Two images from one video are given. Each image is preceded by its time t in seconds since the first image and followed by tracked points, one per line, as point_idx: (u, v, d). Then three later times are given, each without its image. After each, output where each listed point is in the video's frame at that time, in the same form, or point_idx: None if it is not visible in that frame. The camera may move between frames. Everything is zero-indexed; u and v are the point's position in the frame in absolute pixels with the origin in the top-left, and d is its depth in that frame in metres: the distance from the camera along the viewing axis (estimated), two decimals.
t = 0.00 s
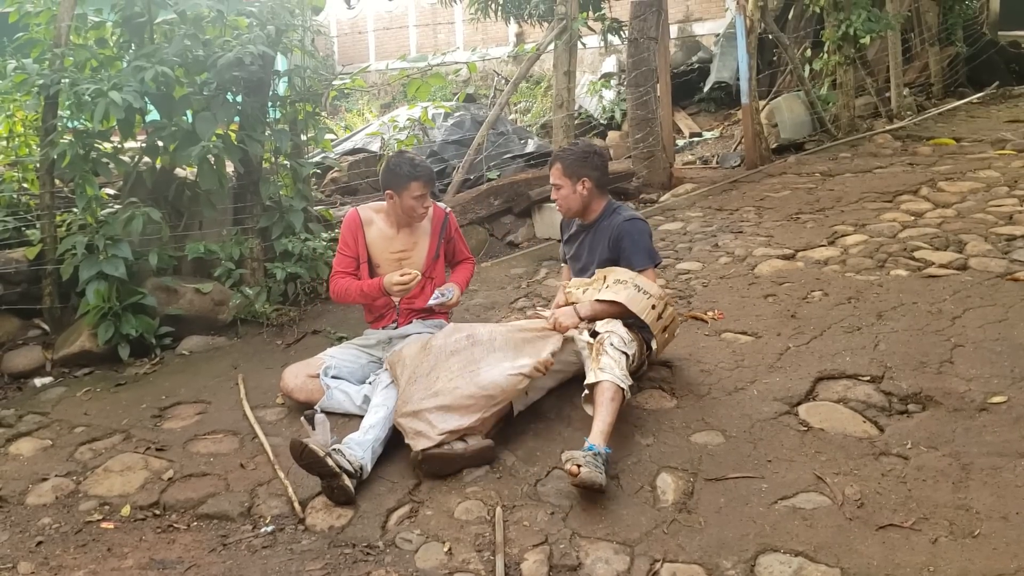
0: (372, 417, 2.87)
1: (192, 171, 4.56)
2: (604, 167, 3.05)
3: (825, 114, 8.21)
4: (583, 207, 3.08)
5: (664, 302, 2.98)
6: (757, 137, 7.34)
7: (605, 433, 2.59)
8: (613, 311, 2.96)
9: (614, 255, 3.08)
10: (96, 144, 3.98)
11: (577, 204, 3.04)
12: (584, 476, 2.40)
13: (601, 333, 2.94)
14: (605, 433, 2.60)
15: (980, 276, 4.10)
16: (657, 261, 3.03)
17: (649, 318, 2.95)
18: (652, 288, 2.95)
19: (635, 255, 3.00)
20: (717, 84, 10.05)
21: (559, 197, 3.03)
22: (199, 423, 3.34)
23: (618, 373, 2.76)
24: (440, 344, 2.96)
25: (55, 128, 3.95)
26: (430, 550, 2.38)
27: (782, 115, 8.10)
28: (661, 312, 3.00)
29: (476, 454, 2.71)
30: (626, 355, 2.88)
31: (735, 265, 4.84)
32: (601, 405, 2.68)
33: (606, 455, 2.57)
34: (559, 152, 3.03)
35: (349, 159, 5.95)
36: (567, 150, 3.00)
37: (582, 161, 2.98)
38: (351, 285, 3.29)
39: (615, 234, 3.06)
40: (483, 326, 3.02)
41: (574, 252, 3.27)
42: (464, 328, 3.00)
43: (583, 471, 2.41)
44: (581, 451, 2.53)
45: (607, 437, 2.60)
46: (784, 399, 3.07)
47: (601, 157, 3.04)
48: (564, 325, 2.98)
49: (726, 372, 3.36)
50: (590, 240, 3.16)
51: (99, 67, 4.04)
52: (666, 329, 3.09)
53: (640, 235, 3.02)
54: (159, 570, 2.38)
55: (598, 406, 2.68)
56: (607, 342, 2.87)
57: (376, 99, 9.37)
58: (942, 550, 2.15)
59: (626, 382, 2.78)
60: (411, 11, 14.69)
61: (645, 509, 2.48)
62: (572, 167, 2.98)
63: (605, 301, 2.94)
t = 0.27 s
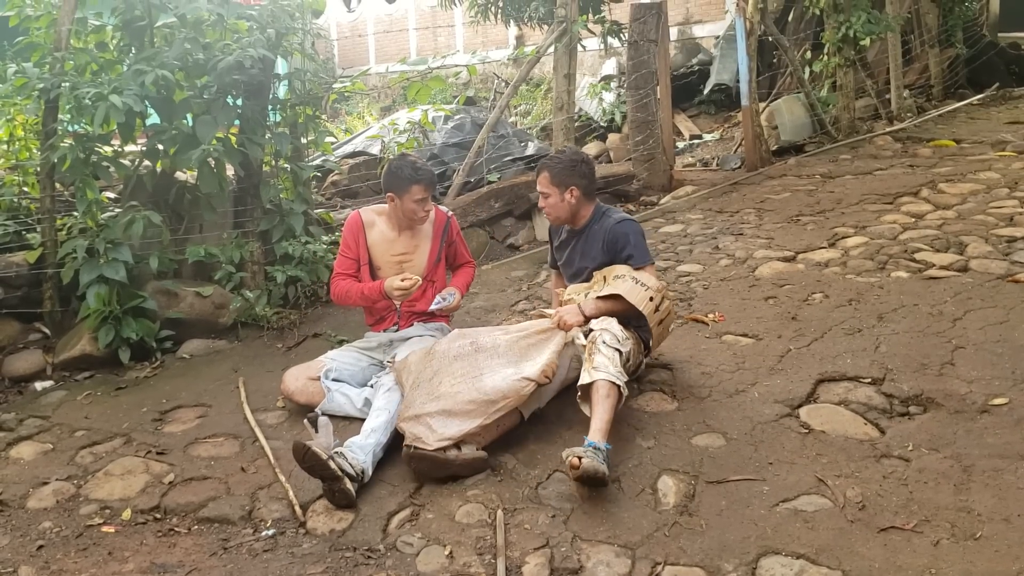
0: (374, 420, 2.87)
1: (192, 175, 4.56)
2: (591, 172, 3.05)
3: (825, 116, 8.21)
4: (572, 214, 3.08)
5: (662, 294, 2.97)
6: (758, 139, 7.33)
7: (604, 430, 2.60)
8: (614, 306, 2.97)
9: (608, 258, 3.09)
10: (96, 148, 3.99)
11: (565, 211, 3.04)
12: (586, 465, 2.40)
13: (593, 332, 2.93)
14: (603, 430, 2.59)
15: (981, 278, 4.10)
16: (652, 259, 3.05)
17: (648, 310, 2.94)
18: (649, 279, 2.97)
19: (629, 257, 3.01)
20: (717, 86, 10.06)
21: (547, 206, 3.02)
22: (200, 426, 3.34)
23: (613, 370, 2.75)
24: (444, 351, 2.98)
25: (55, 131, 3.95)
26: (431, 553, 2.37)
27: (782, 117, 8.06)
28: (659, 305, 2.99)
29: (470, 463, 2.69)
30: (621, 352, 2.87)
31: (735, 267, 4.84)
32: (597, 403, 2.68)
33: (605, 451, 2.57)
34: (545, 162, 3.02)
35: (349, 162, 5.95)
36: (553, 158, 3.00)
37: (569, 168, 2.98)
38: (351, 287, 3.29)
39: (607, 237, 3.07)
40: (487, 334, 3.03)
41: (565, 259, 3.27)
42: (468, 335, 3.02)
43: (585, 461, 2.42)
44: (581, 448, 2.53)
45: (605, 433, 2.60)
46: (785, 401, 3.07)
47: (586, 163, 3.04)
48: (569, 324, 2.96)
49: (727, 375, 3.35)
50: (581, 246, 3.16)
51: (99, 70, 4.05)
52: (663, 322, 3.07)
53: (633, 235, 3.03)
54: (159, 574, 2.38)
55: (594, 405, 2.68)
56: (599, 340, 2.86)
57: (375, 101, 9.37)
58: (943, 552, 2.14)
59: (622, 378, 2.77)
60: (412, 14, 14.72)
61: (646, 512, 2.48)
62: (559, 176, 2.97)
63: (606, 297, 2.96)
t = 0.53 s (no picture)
0: (376, 420, 2.87)
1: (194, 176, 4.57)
2: (583, 172, 3.05)
3: (827, 115, 8.20)
4: (568, 215, 3.08)
5: (661, 287, 2.97)
6: (759, 139, 7.32)
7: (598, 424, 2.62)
8: (617, 300, 2.98)
9: (606, 255, 3.09)
10: (97, 149, 3.99)
11: (561, 212, 3.04)
12: (576, 450, 2.44)
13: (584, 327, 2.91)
14: (596, 423, 2.62)
15: (982, 277, 4.10)
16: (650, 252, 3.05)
17: (648, 302, 2.94)
18: (649, 271, 2.96)
19: (627, 253, 3.01)
20: (718, 86, 10.05)
21: (542, 209, 3.02)
22: (202, 427, 3.35)
23: (603, 365, 2.74)
24: (449, 348, 3.00)
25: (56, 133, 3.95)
26: (432, 554, 2.37)
27: (784, 117, 8.07)
28: (658, 298, 2.98)
29: (471, 463, 2.68)
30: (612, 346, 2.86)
31: (737, 267, 4.84)
32: (589, 399, 2.68)
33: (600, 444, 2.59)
34: (537, 165, 3.02)
35: (350, 163, 5.95)
36: (545, 160, 3.00)
37: (561, 169, 2.98)
38: (352, 288, 3.29)
39: (604, 235, 3.07)
40: (493, 332, 3.05)
41: (562, 261, 3.26)
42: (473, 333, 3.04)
43: (575, 447, 2.45)
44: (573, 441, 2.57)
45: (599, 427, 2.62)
46: (786, 401, 3.07)
47: (577, 163, 3.04)
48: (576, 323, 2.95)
49: (728, 375, 3.35)
50: (577, 246, 3.16)
51: (100, 71, 4.04)
52: (662, 316, 3.06)
53: (630, 230, 3.03)
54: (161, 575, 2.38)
55: (586, 401, 2.69)
56: (588, 335, 2.84)
57: (376, 102, 9.38)
58: (945, 552, 2.14)
59: (613, 372, 2.76)
60: (413, 15, 14.74)
61: (648, 512, 2.47)
62: (553, 177, 2.97)
63: (610, 292, 2.98)
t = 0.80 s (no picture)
0: (377, 421, 2.87)
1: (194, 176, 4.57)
2: (581, 173, 3.05)
3: (827, 115, 8.19)
4: (565, 216, 3.08)
5: (656, 286, 2.94)
6: (759, 138, 7.32)
7: (598, 419, 2.63)
8: (610, 300, 2.96)
9: (602, 255, 3.09)
10: (97, 149, 3.98)
11: (559, 213, 3.04)
12: (577, 441, 2.45)
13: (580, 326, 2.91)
14: (596, 418, 2.62)
15: (983, 277, 4.10)
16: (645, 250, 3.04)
17: (643, 302, 2.92)
18: (644, 271, 2.94)
19: (622, 252, 3.00)
20: (718, 85, 10.05)
21: (540, 211, 3.02)
22: (202, 427, 3.34)
23: (601, 362, 2.74)
24: (446, 352, 3.02)
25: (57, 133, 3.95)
26: (433, 554, 2.37)
27: (783, 116, 8.06)
28: (654, 297, 2.96)
29: (471, 463, 2.68)
30: (609, 343, 2.86)
31: (737, 266, 4.83)
32: (588, 395, 2.69)
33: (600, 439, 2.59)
34: (534, 167, 3.01)
35: (350, 163, 5.95)
36: (542, 163, 2.99)
37: (559, 171, 2.97)
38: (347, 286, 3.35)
39: (601, 236, 3.07)
40: (490, 334, 3.06)
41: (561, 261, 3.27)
42: (469, 336, 3.06)
43: (576, 438, 2.47)
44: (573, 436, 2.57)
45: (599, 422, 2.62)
46: (787, 401, 3.06)
47: (575, 163, 3.04)
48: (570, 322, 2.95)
49: (729, 374, 3.35)
50: (575, 247, 3.16)
51: (100, 71, 4.04)
52: (659, 314, 3.04)
53: (627, 230, 3.04)
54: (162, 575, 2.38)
55: (585, 398, 2.69)
56: (586, 333, 2.85)
57: (376, 101, 9.38)
58: (946, 552, 2.14)
59: (612, 369, 2.76)
60: (413, 15, 14.75)
61: (648, 512, 2.47)
62: (550, 179, 2.97)
63: (604, 292, 2.96)
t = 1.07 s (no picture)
0: (378, 421, 2.87)
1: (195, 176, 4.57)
2: (579, 174, 3.04)
3: (828, 115, 8.19)
4: (564, 217, 3.07)
5: (658, 285, 2.96)
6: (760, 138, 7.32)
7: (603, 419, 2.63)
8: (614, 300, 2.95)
9: (601, 255, 3.07)
10: (98, 149, 3.98)
11: (557, 214, 3.04)
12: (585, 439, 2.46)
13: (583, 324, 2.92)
14: (600, 418, 2.62)
15: (985, 276, 4.09)
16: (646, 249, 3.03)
17: (645, 303, 2.93)
18: (646, 270, 2.94)
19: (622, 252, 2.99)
20: (718, 85, 10.04)
21: (539, 212, 3.02)
22: (203, 427, 3.34)
23: (605, 362, 2.76)
24: (449, 352, 3.02)
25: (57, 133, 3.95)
26: (434, 554, 2.37)
27: (784, 116, 8.06)
28: (656, 296, 2.98)
29: (471, 463, 2.68)
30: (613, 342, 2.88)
31: (738, 266, 4.83)
32: (592, 395, 2.69)
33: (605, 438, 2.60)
34: (532, 167, 3.01)
35: (351, 163, 5.95)
36: (540, 163, 2.99)
37: (557, 171, 2.97)
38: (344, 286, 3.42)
39: (598, 236, 3.06)
40: (493, 335, 3.06)
41: (562, 263, 3.25)
42: (472, 337, 3.06)
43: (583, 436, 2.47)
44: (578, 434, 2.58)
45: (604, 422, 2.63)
46: (789, 400, 3.06)
47: (574, 164, 3.03)
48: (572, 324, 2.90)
49: (730, 374, 3.35)
50: (574, 247, 3.15)
51: (101, 71, 4.04)
52: (661, 314, 3.06)
53: (625, 229, 3.02)
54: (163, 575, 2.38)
55: (589, 398, 2.70)
56: (590, 331, 2.86)
57: (377, 101, 9.38)
58: (949, 552, 2.13)
59: (616, 368, 2.78)
60: (414, 14, 14.75)
61: (650, 512, 2.47)
62: (549, 179, 2.97)
63: (607, 293, 2.95)
